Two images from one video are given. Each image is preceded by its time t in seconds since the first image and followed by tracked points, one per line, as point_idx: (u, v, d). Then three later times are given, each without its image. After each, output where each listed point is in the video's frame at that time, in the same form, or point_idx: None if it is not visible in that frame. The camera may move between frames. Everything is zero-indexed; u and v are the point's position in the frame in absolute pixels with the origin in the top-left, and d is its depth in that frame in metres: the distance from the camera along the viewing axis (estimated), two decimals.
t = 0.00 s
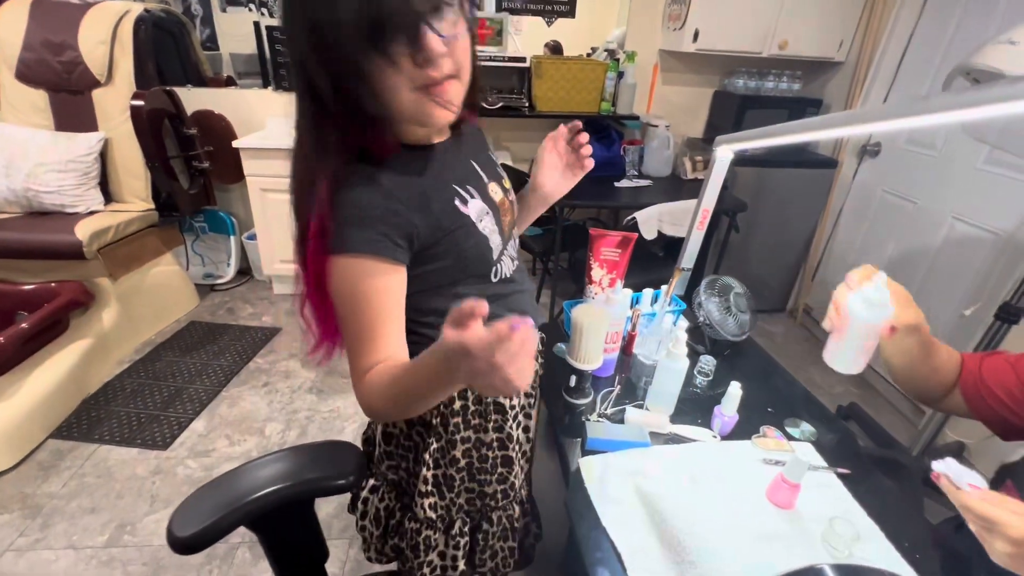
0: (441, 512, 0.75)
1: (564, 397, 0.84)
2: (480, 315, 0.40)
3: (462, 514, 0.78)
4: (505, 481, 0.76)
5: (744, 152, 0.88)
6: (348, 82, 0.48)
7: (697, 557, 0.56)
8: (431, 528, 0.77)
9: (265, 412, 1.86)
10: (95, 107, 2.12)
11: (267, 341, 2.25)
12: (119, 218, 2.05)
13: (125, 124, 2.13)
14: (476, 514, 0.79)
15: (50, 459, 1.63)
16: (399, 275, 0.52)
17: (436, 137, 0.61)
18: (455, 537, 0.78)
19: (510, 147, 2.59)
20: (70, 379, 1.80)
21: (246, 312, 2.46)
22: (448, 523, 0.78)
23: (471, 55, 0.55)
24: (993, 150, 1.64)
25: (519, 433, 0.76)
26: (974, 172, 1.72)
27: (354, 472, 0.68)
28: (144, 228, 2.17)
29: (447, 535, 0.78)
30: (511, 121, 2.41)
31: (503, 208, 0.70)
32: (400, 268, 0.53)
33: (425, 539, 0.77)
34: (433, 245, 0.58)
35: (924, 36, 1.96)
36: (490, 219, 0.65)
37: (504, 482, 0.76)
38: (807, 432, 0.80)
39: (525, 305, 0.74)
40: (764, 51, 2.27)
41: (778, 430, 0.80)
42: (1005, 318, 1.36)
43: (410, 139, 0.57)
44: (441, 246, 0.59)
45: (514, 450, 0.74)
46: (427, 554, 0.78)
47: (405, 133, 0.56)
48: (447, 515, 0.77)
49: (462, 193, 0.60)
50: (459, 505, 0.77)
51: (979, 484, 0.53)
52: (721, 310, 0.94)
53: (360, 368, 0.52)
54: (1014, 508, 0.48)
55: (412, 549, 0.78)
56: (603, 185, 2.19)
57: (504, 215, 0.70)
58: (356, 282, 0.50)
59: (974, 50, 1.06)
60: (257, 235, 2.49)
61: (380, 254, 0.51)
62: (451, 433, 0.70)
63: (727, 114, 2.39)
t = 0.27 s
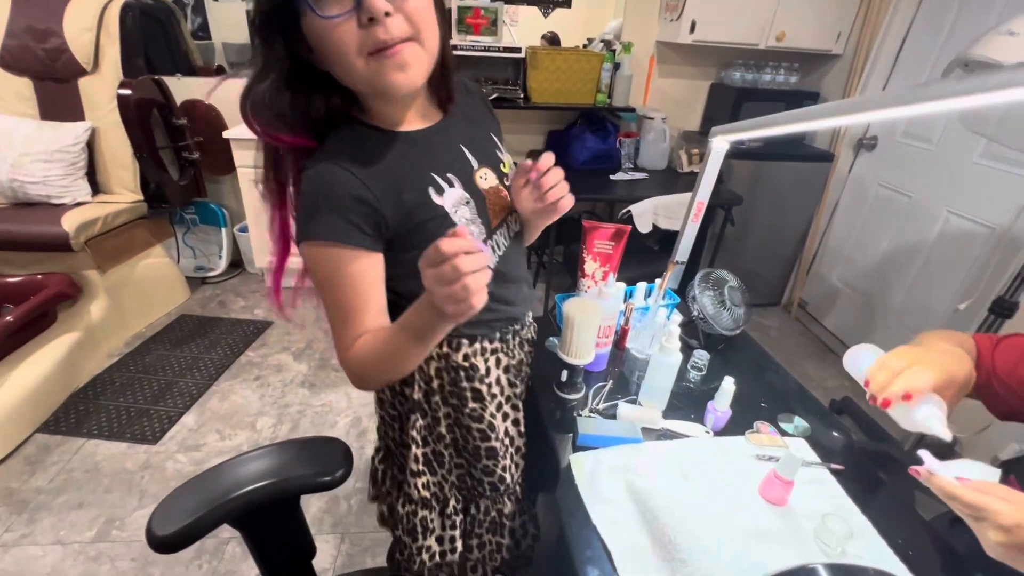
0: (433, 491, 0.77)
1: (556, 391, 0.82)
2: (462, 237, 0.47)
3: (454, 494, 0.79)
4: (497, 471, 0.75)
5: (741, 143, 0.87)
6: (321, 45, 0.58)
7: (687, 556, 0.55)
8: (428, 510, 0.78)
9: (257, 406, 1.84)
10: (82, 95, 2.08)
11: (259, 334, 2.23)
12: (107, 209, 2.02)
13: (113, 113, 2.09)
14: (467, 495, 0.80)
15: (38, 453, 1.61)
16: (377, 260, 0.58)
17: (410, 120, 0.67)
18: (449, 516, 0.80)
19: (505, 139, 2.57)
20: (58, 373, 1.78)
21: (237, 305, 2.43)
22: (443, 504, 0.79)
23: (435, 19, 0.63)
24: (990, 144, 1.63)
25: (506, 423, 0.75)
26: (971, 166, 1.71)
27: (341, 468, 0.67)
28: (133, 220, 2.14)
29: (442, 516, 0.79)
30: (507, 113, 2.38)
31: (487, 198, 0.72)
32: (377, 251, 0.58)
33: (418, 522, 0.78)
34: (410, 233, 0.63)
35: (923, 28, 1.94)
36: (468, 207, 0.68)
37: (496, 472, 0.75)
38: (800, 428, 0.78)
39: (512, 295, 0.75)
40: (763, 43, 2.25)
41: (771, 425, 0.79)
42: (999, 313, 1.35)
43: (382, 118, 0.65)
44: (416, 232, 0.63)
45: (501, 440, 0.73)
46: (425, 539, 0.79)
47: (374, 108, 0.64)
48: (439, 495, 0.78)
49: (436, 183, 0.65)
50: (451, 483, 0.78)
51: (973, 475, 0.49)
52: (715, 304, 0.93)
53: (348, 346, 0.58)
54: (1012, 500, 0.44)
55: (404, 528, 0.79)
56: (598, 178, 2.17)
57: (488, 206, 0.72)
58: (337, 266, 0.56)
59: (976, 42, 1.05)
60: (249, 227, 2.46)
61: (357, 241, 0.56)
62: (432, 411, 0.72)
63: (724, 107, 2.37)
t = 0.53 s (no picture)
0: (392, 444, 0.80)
1: (557, 389, 0.81)
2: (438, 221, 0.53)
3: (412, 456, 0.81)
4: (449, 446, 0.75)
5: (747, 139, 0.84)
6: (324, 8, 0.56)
7: (693, 560, 0.54)
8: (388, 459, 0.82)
9: (251, 401, 1.82)
10: (71, 85, 2.04)
11: (254, 329, 2.20)
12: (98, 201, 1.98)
13: (103, 103, 2.05)
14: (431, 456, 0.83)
15: (28, 449, 1.59)
16: (348, 221, 0.60)
17: (408, 95, 0.67)
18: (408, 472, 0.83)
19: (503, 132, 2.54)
20: (48, 368, 1.75)
21: (232, 298, 2.40)
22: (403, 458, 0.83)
23: None
24: (992, 139, 1.62)
25: (460, 398, 0.75)
26: (972, 162, 1.70)
27: (337, 467, 0.65)
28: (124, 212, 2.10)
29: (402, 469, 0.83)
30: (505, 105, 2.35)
31: (465, 184, 0.69)
32: (349, 215, 0.60)
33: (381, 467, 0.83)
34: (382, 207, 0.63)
35: (926, 20, 1.91)
36: (442, 188, 0.67)
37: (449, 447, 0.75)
38: (805, 427, 0.77)
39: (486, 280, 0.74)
40: (764, 35, 2.23)
41: (776, 425, 0.77)
42: (1001, 310, 1.33)
43: (377, 87, 0.64)
44: (384, 205, 0.63)
45: (454, 412, 0.73)
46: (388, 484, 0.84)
47: (371, 78, 0.64)
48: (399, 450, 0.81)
49: (414, 160, 0.64)
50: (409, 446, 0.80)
51: (995, 485, 0.48)
52: (718, 301, 0.91)
53: (317, 295, 0.62)
54: None
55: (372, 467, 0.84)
56: (597, 171, 2.15)
57: (465, 193, 0.70)
58: (307, 222, 0.59)
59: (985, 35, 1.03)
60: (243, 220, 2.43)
61: (327, 203, 0.58)
62: (392, 374, 0.74)
63: (724, 101, 2.35)
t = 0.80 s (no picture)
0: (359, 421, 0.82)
1: (555, 383, 0.81)
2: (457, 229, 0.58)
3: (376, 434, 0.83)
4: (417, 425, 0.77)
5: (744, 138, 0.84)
6: None
7: (689, 553, 0.54)
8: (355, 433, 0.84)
9: (247, 392, 1.82)
10: (61, 72, 2.01)
11: (249, 320, 2.19)
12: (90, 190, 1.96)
13: (94, 91, 2.02)
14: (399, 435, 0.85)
15: (21, 440, 1.58)
16: (333, 192, 0.61)
17: (409, 74, 0.66)
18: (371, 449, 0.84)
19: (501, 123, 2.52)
20: (41, 359, 1.74)
21: (227, 290, 2.39)
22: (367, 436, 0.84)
23: None
24: (990, 133, 1.62)
25: (432, 382, 0.76)
26: (969, 157, 1.70)
27: (335, 459, 0.65)
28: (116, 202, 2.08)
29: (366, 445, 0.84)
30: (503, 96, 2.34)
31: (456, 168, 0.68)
32: (335, 184, 0.60)
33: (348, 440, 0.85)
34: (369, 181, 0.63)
35: (926, 13, 1.90)
36: (433, 168, 0.66)
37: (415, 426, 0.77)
38: (802, 422, 0.77)
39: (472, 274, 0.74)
40: (764, 28, 2.21)
41: (773, 419, 0.78)
42: (994, 305, 1.33)
43: (376, 61, 0.63)
44: (371, 176, 0.62)
45: (424, 397, 0.75)
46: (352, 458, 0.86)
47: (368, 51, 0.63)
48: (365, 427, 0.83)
49: (406, 136, 0.63)
50: (374, 424, 0.81)
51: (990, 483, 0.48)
52: (716, 295, 0.91)
53: (295, 261, 0.63)
54: None
55: (346, 441, 0.86)
56: (594, 164, 2.14)
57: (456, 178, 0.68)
58: (293, 189, 0.59)
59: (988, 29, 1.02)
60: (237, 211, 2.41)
61: (316, 170, 0.58)
62: (365, 355, 0.75)
63: (723, 93, 2.34)
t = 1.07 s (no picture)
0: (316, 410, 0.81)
1: (546, 370, 0.81)
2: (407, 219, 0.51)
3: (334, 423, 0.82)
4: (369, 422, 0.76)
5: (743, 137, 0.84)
6: None
7: (679, 539, 0.54)
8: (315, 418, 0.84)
9: (238, 379, 1.81)
10: (45, 52, 1.96)
11: (241, 307, 2.17)
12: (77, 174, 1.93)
13: (80, 72, 1.98)
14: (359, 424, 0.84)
15: (10, 426, 1.56)
16: (304, 177, 0.60)
17: (395, 57, 0.65)
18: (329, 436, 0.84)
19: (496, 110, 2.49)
20: (29, 344, 1.72)
21: (218, 277, 2.37)
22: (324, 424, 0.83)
23: None
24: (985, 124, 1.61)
25: (385, 384, 0.74)
26: (964, 148, 1.70)
27: (325, 446, 0.64)
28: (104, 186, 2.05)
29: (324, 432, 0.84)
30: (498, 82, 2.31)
31: (432, 156, 0.66)
32: (301, 167, 0.59)
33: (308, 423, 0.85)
34: (339, 165, 0.61)
35: (926, 1, 1.88)
36: (405, 154, 0.63)
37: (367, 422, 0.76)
38: (792, 409, 0.78)
39: (452, 273, 0.72)
40: (762, 15, 2.19)
41: (764, 406, 0.78)
42: (985, 295, 1.34)
43: (359, 43, 0.62)
44: (337, 159, 0.61)
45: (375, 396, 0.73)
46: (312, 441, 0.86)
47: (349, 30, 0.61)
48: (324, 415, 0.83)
49: (376, 118, 0.61)
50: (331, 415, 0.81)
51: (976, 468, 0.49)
52: (709, 283, 0.91)
53: (258, 240, 0.63)
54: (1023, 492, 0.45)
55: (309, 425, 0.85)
56: (590, 152, 2.13)
57: (430, 166, 0.66)
58: (258, 168, 0.58)
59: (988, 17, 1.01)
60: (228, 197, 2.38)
61: (279, 149, 0.57)
62: (322, 344, 0.75)
63: (721, 81, 2.32)
